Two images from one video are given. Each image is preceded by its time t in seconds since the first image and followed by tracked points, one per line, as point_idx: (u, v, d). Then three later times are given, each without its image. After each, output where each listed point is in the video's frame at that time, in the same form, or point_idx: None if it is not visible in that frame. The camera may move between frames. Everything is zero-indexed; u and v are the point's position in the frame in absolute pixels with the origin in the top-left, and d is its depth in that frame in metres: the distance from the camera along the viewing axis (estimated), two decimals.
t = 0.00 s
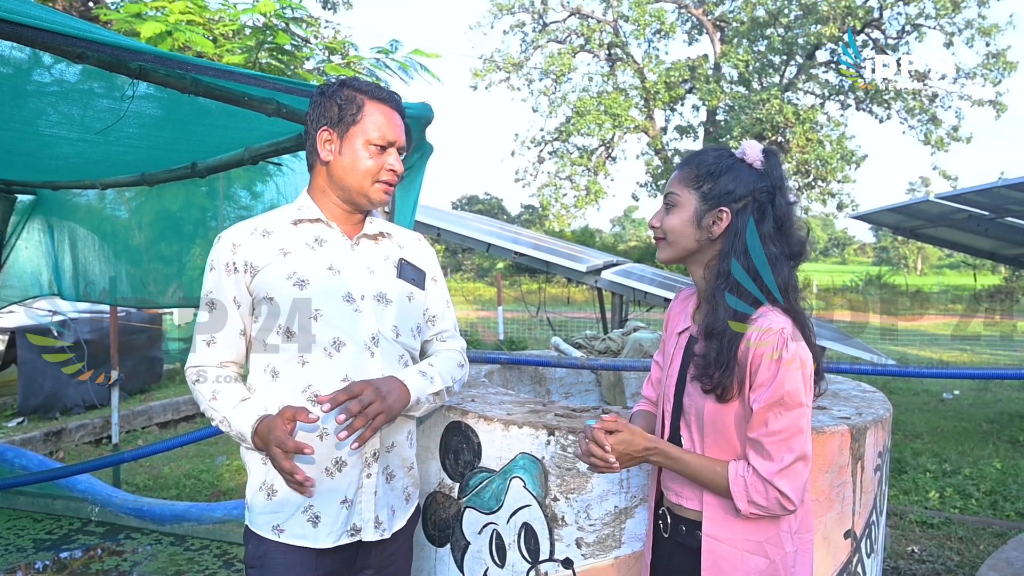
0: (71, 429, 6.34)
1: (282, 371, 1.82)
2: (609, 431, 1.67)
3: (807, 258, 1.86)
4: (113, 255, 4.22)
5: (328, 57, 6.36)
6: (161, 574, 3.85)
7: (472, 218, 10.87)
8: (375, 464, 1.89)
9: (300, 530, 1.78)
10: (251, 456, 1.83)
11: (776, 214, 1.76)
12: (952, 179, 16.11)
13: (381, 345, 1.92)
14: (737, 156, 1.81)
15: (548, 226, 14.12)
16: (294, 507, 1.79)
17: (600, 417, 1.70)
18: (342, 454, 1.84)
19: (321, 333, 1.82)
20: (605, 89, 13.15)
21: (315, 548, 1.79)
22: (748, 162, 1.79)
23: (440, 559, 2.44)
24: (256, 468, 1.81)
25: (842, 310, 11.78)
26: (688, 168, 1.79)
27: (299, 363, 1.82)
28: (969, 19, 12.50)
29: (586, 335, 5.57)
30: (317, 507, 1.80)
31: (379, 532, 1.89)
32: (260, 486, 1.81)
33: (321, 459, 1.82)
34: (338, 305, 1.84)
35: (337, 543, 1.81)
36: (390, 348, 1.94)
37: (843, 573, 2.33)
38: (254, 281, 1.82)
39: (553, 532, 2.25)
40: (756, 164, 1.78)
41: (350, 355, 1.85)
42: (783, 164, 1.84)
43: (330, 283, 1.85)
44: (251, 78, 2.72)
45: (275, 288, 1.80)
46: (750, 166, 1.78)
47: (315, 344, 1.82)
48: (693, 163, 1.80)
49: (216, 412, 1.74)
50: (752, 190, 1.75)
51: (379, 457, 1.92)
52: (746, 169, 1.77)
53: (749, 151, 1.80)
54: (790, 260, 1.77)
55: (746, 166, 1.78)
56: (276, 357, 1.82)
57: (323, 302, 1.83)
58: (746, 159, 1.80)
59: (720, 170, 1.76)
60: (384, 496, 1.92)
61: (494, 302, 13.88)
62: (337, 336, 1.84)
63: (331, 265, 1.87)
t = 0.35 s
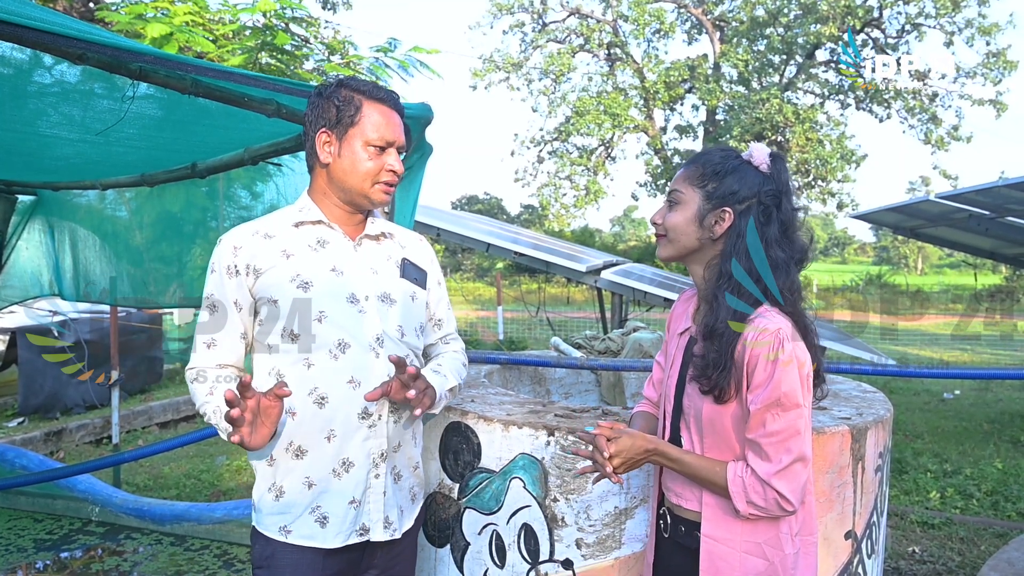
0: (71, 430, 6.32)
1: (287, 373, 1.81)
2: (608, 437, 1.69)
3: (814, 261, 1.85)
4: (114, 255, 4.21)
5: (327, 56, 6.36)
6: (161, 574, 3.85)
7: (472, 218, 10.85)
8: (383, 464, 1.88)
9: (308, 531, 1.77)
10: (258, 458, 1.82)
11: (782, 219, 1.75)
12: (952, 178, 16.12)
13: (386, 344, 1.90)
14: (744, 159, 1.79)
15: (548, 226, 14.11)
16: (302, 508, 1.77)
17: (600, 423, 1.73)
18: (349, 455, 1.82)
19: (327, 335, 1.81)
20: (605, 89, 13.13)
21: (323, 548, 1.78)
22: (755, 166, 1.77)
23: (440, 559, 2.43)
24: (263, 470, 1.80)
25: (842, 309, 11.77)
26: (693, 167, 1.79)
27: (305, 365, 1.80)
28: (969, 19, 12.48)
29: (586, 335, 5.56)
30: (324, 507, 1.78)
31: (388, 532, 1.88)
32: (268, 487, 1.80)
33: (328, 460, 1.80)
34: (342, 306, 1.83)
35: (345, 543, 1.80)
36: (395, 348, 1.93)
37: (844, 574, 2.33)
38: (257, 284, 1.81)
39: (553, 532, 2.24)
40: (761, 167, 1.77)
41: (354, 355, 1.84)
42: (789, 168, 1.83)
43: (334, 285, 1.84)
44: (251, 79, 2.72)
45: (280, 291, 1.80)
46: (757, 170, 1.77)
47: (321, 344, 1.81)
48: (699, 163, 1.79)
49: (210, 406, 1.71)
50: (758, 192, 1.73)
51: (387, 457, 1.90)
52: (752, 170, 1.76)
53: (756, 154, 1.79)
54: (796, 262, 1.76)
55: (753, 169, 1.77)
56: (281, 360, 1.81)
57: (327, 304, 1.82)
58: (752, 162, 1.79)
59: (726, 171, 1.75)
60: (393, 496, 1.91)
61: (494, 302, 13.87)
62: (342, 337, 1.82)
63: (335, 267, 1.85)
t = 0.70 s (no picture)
0: (71, 431, 6.33)
1: (289, 374, 1.80)
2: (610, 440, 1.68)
3: (809, 258, 1.86)
4: (113, 255, 4.22)
5: (327, 57, 6.36)
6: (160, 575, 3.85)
7: (473, 219, 10.85)
8: (385, 465, 1.88)
9: (310, 532, 1.77)
10: (260, 459, 1.82)
11: (777, 216, 1.75)
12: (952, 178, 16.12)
13: (389, 345, 1.91)
14: (738, 157, 1.80)
15: (548, 226, 14.11)
16: (305, 509, 1.78)
17: (600, 426, 1.71)
18: (351, 455, 1.82)
19: (329, 335, 1.81)
20: (605, 89, 13.14)
21: (325, 550, 1.78)
22: (747, 164, 1.78)
23: (440, 560, 2.43)
24: (265, 471, 1.80)
25: (842, 310, 11.78)
26: (688, 169, 1.80)
27: (307, 366, 1.80)
28: (969, 19, 12.49)
29: (587, 336, 5.56)
30: (326, 508, 1.79)
31: (389, 533, 1.88)
32: (270, 489, 1.80)
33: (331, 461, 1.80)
34: (345, 306, 1.83)
35: (347, 544, 1.80)
36: (397, 350, 1.93)
37: (844, 574, 2.33)
38: (259, 285, 1.81)
39: (553, 533, 2.24)
40: (757, 166, 1.78)
41: (357, 356, 1.84)
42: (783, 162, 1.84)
43: (337, 286, 1.84)
44: (250, 79, 2.72)
45: (282, 292, 1.80)
46: (751, 168, 1.78)
47: (323, 345, 1.81)
48: (694, 164, 1.80)
49: (232, 421, 1.71)
50: (753, 191, 1.74)
51: (388, 458, 1.90)
52: (746, 169, 1.76)
53: (750, 152, 1.80)
54: (790, 259, 1.75)
55: (747, 168, 1.77)
56: (282, 361, 1.81)
57: (330, 304, 1.81)
58: (747, 160, 1.80)
59: (721, 171, 1.76)
60: (393, 497, 1.91)
61: (494, 302, 13.88)
62: (345, 337, 1.82)
63: (337, 267, 1.85)
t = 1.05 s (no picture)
0: (70, 431, 6.33)
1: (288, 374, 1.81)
2: (609, 434, 1.67)
3: (809, 262, 1.86)
4: (113, 256, 4.22)
5: (327, 56, 6.37)
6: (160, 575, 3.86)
7: (472, 219, 10.85)
8: (386, 463, 1.87)
9: (310, 530, 1.77)
10: (260, 458, 1.82)
11: (777, 221, 1.75)
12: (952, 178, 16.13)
13: (389, 343, 1.91)
14: (740, 158, 1.80)
15: (548, 227, 14.10)
16: (305, 507, 1.78)
17: (599, 421, 1.70)
18: (352, 454, 1.82)
19: (329, 335, 1.82)
20: (605, 90, 13.14)
21: (325, 548, 1.79)
22: (750, 166, 1.78)
23: (440, 560, 2.43)
24: (265, 470, 1.80)
25: (842, 310, 11.78)
26: (688, 170, 1.78)
27: (306, 366, 1.80)
28: (968, 20, 12.50)
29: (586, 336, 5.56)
30: (327, 506, 1.78)
31: (391, 530, 1.88)
32: (269, 487, 1.80)
33: (332, 459, 1.80)
34: (345, 305, 1.84)
35: (348, 541, 1.81)
36: (397, 347, 1.93)
37: (843, 573, 2.33)
38: (258, 283, 1.81)
39: (553, 533, 2.25)
40: (759, 168, 1.77)
41: (358, 355, 1.84)
42: (786, 164, 1.83)
43: (336, 285, 1.85)
44: (249, 79, 2.72)
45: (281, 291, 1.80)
46: (753, 170, 1.77)
47: (323, 345, 1.81)
48: (694, 164, 1.78)
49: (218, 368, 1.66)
50: (753, 196, 1.74)
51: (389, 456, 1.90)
52: (748, 172, 1.76)
53: (752, 152, 1.79)
54: (791, 264, 1.77)
55: (749, 170, 1.77)
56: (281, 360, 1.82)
57: (330, 304, 1.83)
58: (748, 161, 1.79)
59: (721, 173, 1.75)
60: (395, 495, 1.91)
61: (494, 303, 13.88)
62: (345, 337, 1.83)
63: (335, 266, 1.86)
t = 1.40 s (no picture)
0: (70, 431, 6.32)
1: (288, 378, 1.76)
2: (604, 434, 1.67)
3: (804, 264, 1.85)
4: (113, 256, 4.23)
5: (326, 56, 6.36)
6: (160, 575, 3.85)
7: (472, 219, 10.86)
8: (390, 463, 1.88)
9: (312, 532, 1.76)
10: (258, 463, 1.79)
11: (769, 224, 1.74)
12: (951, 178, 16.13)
13: (389, 343, 1.91)
14: (732, 158, 1.77)
15: (548, 227, 14.09)
16: (306, 510, 1.76)
17: (595, 417, 1.69)
18: (354, 455, 1.81)
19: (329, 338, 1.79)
20: (604, 90, 13.13)
21: (327, 549, 1.77)
22: (742, 166, 1.75)
23: (439, 560, 2.43)
24: (264, 474, 1.77)
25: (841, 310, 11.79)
26: (679, 172, 1.78)
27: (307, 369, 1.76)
28: (968, 19, 12.49)
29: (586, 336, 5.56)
30: (329, 508, 1.77)
31: (394, 530, 1.89)
32: (269, 491, 1.77)
33: (335, 462, 1.78)
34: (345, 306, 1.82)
35: (351, 541, 1.81)
36: (397, 346, 1.94)
37: (843, 573, 2.33)
38: (256, 287, 1.75)
39: (552, 533, 2.24)
40: (752, 169, 1.75)
41: (360, 357, 1.83)
42: (779, 165, 1.81)
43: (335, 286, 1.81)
44: (247, 79, 2.72)
45: (280, 294, 1.76)
46: (745, 171, 1.75)
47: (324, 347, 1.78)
48: (685, 165, 1.78)
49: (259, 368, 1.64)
50: (744, 199, 1.72)
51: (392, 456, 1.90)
52: (740, 174, 1.74)
53: (745, 152, 1.77)
54: (782, 269, 1.75)
55: (741, 171, 1.75)
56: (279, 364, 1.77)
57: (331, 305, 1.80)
58: (741, 161, 1.77)
59: (713, 176, 1.74)
60: (398, 495, 1.91)
61: (493, 303, 13.89)
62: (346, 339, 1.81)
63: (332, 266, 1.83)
